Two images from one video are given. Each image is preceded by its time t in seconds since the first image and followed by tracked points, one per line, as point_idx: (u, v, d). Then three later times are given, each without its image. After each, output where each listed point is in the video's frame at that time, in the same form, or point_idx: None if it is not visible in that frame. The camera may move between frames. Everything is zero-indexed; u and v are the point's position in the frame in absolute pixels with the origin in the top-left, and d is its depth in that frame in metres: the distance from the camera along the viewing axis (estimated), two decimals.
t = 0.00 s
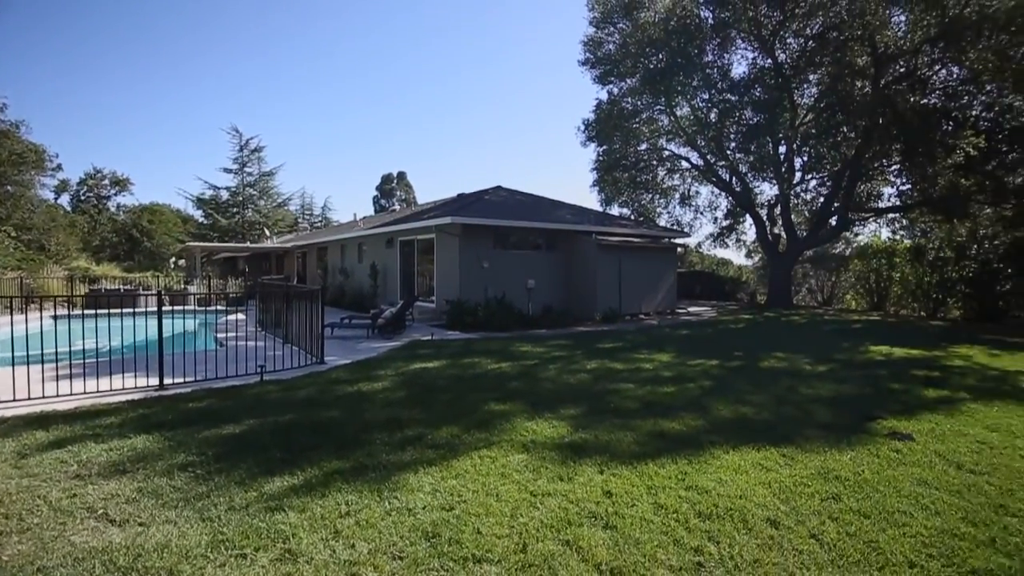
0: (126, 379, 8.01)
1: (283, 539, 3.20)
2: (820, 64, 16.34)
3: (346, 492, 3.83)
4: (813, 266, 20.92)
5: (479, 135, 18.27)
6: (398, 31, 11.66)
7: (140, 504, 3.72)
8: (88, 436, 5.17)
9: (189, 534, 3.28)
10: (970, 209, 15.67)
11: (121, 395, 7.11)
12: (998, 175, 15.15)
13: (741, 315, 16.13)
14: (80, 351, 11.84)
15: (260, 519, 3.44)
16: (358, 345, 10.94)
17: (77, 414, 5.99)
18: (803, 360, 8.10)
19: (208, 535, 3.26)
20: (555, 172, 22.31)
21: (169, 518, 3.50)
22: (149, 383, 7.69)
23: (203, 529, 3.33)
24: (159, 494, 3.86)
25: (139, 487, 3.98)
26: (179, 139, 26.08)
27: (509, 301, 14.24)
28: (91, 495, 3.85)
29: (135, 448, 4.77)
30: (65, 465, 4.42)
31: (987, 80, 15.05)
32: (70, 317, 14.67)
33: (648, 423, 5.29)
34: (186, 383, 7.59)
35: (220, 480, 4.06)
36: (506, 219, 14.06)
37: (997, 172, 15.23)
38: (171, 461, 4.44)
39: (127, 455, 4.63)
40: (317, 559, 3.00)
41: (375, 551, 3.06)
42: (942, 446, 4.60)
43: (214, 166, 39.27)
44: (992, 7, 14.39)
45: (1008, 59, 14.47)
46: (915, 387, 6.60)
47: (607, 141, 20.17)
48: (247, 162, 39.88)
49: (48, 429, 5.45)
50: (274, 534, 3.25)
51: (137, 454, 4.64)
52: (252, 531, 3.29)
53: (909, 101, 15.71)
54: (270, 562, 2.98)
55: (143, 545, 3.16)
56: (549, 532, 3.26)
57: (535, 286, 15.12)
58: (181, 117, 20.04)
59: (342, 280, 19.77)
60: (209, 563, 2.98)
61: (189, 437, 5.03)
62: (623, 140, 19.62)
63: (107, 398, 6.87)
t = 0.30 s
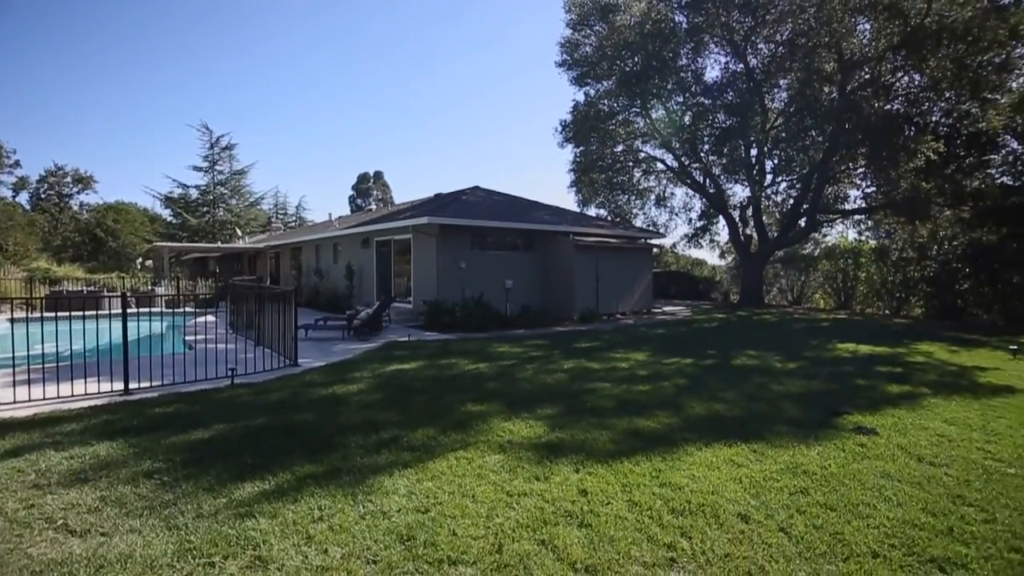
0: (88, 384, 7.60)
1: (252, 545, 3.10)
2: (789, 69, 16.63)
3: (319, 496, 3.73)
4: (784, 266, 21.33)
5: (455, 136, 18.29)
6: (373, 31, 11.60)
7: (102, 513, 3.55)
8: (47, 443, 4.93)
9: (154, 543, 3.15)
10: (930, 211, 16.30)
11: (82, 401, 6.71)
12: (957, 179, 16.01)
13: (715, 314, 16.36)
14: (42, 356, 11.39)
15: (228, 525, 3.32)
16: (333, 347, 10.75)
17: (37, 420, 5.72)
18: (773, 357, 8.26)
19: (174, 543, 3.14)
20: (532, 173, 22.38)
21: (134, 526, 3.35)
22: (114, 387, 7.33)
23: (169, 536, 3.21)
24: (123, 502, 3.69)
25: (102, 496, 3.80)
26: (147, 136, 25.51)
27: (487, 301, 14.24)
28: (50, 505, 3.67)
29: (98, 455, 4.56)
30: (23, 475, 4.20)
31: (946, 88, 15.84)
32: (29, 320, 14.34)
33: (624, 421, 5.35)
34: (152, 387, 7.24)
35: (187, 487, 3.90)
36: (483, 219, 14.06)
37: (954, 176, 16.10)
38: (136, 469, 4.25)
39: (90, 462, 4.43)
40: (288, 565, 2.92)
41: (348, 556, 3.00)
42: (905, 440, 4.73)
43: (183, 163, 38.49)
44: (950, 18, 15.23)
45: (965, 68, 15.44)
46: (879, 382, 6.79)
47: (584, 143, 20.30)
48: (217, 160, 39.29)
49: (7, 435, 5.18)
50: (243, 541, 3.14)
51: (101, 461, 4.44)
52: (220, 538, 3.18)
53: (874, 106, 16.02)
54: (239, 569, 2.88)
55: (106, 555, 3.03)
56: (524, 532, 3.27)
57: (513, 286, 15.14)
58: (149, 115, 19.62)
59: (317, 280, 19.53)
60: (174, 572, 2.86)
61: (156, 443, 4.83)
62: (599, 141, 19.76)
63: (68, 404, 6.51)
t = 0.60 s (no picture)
0: (44, 392, 7.25)
1: (222, 552, 3.04)
2: (760, 74, 16.72)
3: (292, 500, 3.68)
4: (756, 266, 21.69)
5: (429, 136, 18.22)
6: (349, 30, 11.55)
7: (63, 524, 3.42)
8: (4, 451, 4.73)
9: (119, 552, 3.06)
10: (893, 211, 16.78)
11: (42, 408, 6.45)
12: (920, 181, 17.14)
13: (689, 313, 16.57)
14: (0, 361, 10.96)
15: (197, 533, 3.25)
16: (307, 350, 10.59)
17: None
18: (746, 356, 8.41)
19: (141, 552, 3.06)
20: (509, 173, 22.42)
21: (97, 536, 3.25)
22: (76, 394, 7.07)
23: (135, 546, 3.12)
24: (85, 512, 3.57)
25: (62, 506, 3.66)
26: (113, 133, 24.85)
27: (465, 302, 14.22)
28: (5, 517, 3.52)
29: (58, 464, 4.40)
30: None
31: (909, 94, 16.30)
32: None
33: (600, 420, 5.39)
34: (117, 392, 7.01)
35: (154, 494, 3.80)
36: (460, 219, 14.05)
37: (916, 179, 17.15)
38: (99, 477, 4.12)
39: (51, 470, 4.27)
40: (260, 572, 2.87)
41: (322, 561, 2.96)
42: (870, 434, 4.87)
43: (150, 161, 37.62)
44: (912, 27, 15.77)
45: (925, 74, 16.17)
46: (845, 378, 6.99)
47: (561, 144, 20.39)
48: (186, 157, 38.55)
49: None
50: (212, 549, 3.07)
51: (62, 469, 4.29)
52: (188, 546, 3.10)
53: (841, 111, 16.25)
54: None
55: (67, 567, 2.92)
56: (500, 533, 3.28)
57: (491, 286, 15.15)
58: (116, 113, 19.14)
59: (291, 281, 19.26)
60: None
61: (120, 449, 4.68)
62: (577, 143, 19.84)
63: (26, 411, 6.25)
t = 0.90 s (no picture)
0: (2, 397, 7.00)
1: (190, 561, 2.99)
2: (733, 77, 17.00)
3: (264, 506, 3.63)
4: (730, 266, 22.03)
5: (402, 134, 18.08)
6: (329, 31, 11.52)
7: (21, 536, 3.32)
8: None
9: (82, 564, 2.98)
10: (859, 212, 17.43)
11: None
12: (885, 184, 17.42)
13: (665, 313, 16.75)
14: None
15: (163, 542, 3.18)
16: (281, 352, 10.44)
17: None
18: (719, 353, 8.53)
19: (104, 563, 2.99)
20: (486, 172, 22.41)
21: (58, 548, 3.16)
22: (37, 400, 6.85)
23: (99, 557, 3.05)
24: (44, 523, 3.47)
25: (20, 517, 3.56)
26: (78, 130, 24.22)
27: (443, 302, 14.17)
28: None
29: (17, 473, 4.27)
30: None
31: (873, 99, 16.64)
32: None
33: (577, 419, 5.42)
34: (80, 398, 6.81)
35: (119, 502, 3.72)
36: (438, 219, 14.00)
37: (882, 182, 17.48)
38: (60, 486, 4.01)
39: (9, 480, 4.14)
40: None
41: (294, 567, 2.93)
42: (837, 429, 4.98)
43: (116, 158, 36.76)
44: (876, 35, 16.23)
45: (890, 81, 16.49)
46: (814, 374, 7.13)
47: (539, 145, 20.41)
48: (154, 155, 37.84)
49: None
50: (180, 558, 3.02)
51: (22, 479, 4.16)
52: (155, 556, 3.04)
53: (809, 115, 16.30)
54: None
55: None
56: (476, 534, 3.28)
57: (469, 286, 15.12)
58: (85, 112, 18.73)
59: (264, 282, 18.99)
60: None
61: (82, 457, 4.56)
62: (555, 143, 19.91)
63: None
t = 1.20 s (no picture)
0: None
1: (156, 572, 2.92)
2: (706, 82, 17.22)
3: (235, 512, 3.57)
4: (704, 266, 22.34)
5: (374, 133, 17.88)
6: (305, 28, 11.46)
7: None
8: None
9: None
10: (828, 214, 17.77)
11: None
12: (850, 187, 17.90)
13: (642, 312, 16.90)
14: None
15: (127, 553, 3.09)
16: (252, 355, 10.27)
17: None
18: (694, 352, 8.63)
19: None
20: (462, 173, 22.29)
21: (12, 563, 3.05)
22: None
23: (58, 571, 2.95)
24: None
25: None
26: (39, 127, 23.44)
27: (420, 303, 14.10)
28: None
29: None
30: None
31: (840, 105, 16.87)
32: None
33: (554, 418, 5.44)
34: (39, 404, 6.59)
35: (79, 513, 3.60)
36: (416, 219, 13.93)
37: (848, 184, 17.96)
38: (16, 497, 3.87)
39: None
40: None
41: None
42: (806, 424, 5.06)
43: (78, 155, 35.72)
44: (843, 42, 16.48)
45: (856, 87, 16.73)
46: (785, 371, 7.26)
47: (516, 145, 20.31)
48: (120, 153, 36.95)
49: None
50: (144, 569, 2.95)
51: None
52: (117, 569, 2.95)
53: (780, 120, 16.75)
54: None
55: None
56: (452, 536, 3.27)
57: (447, 287, 15.07)
58: (50, 109, 18.20)
59: (236, 283, 18.66)
60: None
61: (41, 467, 4.41)
62: (532, 144, 19.87)
63: None
